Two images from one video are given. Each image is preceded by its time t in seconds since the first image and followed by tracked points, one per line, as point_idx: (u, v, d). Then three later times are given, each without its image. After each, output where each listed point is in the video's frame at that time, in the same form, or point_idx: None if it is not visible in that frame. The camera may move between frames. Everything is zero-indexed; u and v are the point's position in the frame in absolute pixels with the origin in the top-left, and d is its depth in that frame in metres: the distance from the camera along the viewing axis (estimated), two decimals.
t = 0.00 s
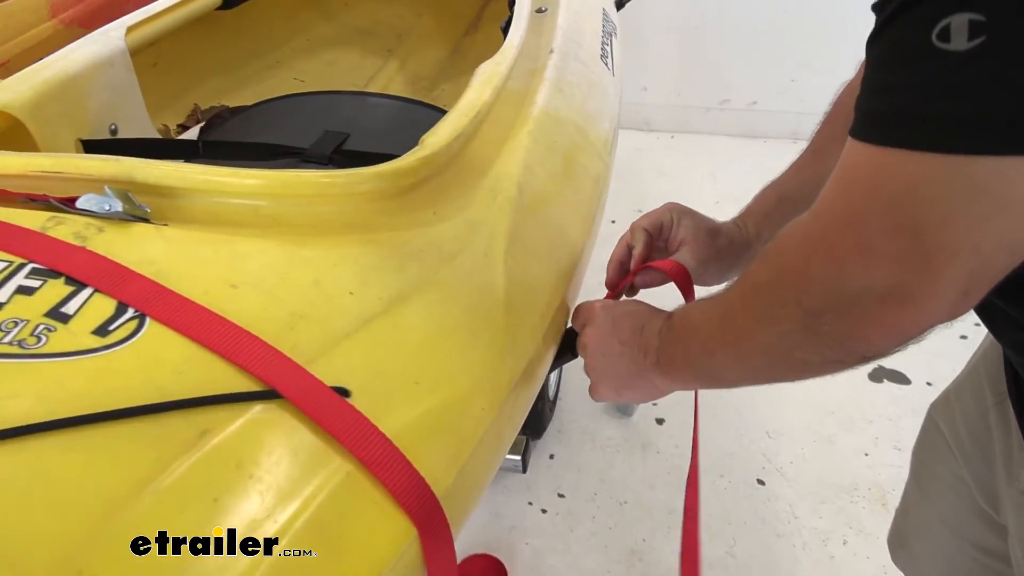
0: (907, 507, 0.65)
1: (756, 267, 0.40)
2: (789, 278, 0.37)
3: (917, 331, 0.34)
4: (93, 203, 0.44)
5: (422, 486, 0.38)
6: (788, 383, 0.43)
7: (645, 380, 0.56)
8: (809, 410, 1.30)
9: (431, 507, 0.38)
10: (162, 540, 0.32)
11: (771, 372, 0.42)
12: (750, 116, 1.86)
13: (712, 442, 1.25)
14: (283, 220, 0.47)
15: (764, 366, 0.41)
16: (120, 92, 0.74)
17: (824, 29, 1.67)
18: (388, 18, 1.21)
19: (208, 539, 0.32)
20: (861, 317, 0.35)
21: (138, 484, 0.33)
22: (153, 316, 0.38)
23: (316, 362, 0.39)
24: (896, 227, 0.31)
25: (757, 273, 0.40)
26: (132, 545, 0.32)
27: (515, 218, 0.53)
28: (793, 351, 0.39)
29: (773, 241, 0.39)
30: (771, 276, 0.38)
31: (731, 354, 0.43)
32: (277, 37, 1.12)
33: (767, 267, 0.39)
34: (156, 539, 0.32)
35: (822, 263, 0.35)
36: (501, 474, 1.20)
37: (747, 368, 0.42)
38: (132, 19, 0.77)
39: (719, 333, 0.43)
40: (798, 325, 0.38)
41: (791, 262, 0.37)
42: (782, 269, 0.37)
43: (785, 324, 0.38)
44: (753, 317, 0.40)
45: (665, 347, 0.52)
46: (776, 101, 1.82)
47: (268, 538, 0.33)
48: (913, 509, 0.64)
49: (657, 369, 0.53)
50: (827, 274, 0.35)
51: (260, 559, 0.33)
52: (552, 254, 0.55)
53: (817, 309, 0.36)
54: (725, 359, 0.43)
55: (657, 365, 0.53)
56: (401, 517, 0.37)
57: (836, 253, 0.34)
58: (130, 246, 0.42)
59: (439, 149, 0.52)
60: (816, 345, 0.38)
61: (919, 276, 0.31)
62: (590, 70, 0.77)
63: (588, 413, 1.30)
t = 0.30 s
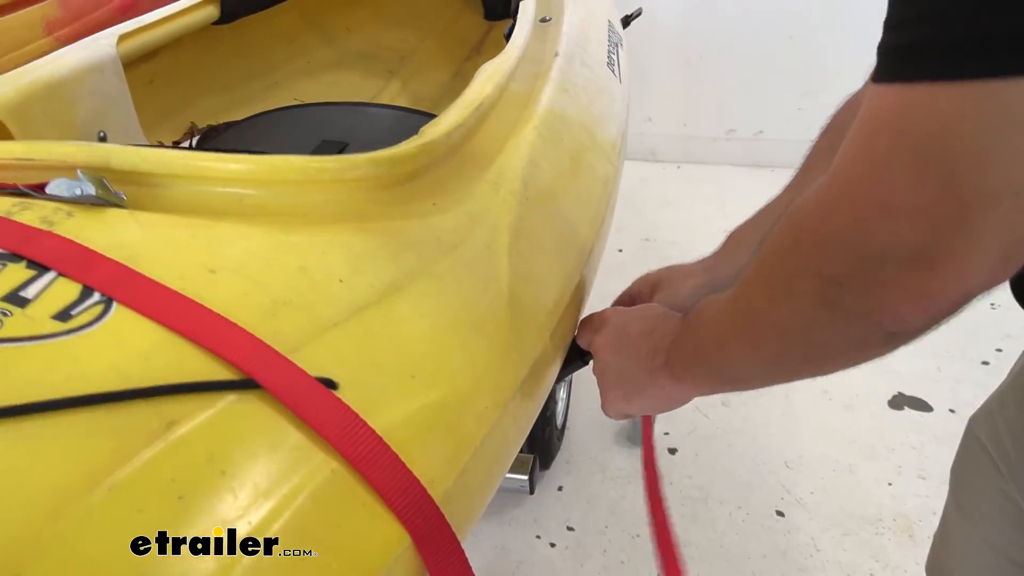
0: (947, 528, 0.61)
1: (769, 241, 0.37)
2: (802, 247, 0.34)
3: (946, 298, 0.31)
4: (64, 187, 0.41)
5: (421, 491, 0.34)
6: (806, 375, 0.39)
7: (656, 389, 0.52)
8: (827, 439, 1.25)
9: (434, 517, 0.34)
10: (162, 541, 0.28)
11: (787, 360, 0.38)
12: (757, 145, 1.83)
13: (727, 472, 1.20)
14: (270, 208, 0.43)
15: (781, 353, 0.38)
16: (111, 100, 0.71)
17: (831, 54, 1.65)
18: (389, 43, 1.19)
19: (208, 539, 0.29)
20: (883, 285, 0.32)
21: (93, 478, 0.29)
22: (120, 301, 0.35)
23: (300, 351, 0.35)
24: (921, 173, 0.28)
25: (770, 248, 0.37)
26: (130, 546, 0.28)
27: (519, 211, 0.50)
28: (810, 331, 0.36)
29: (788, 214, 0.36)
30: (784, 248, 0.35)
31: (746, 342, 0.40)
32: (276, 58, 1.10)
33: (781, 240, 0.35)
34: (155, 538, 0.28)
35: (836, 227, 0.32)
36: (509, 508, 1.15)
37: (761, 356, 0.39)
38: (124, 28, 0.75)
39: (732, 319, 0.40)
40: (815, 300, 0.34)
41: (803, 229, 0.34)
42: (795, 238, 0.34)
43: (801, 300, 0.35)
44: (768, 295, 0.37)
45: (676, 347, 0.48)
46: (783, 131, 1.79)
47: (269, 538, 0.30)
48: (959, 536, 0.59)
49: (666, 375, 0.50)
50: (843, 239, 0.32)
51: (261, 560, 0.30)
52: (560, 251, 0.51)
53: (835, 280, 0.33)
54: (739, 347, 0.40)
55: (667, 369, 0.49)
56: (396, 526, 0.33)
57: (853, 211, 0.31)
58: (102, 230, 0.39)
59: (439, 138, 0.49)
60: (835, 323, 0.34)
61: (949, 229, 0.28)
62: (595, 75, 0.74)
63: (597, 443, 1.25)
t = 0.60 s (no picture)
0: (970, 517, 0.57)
1: (791, 171, 0.35)
2: (831, 164, 0.31)
3: (997, 201, 0.29)
4: (18, 126, 0.37)
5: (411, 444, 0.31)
6: (842, 318, 0.36)
7: (673, 360, 0.49)
8: (834, 451, 1.21)
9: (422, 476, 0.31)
10: (162, 541, 0.25)
11: (822, 300, 0.36)
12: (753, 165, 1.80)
13: (732, 485, 1.16)
14: (242, 151, 0.40)
15: (815, 291, 0.35)
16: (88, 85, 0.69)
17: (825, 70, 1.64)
18: (383, 54, 1.06)
19: (209, 539, 0.25)
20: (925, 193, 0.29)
21: (27, 403, 0.25)
22: (71, 229, 0.32)
23: (269, 283, 0.32)
24: (968, 50, 0.26)
25: (793, 177, 0.34)
26: (128, 546, 0.24)
27: (510, 167, 0.47)
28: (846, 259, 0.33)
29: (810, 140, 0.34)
30: (811, 170, 0.33)
31: (775, 284, 0.37)
32: (266, 65, 1.00)
33: (805, 164, 0.33)
34: (154, 539, 0.25)
35: (869, 131, 0.29)
36: (508, 527, 1.10)
37: (793, 297, 0.37)
38: (104, 15, 0.72)
39: (756, 262, 0.38)
40: (850, 222, 0.32)
41: (830, 144, 0.31)
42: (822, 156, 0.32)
43: (836, 224, 0.33)
44: (796, 226, 0.34)
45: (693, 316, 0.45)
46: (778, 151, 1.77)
47: (270, 537, 0.27)
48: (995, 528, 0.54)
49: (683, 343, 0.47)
50: (878, 144, 0.29)
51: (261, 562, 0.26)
52: (555, 211, 0.48)
53: (871, 193, 0.30)
54: (768, 293, 0.38)
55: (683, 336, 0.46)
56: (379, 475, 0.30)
57: (887, 109, 0.28)
58: (56, 167, 0.36)
59: (425, 88, 0.46)
60: (874, 246, 0.32)
61: (1001, 113, 0.26)
62: (588, 57, 0.72)
63: (596, 459, 1.21)
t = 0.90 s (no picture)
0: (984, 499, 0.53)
1: (829, 117, 0.33)
2: (872, 101, 0.29)
3: None
4: None
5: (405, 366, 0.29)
6: (899, 268, 0.34)
7: (716, 342, 0.49)
8: (838, 460, 1.18)
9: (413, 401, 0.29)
10: (162, 540, 0.21)
11: (876, 251, 0.33)
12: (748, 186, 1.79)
13: (734, 494, 1.12)
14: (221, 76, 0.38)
15: (864, 246, 0.33)
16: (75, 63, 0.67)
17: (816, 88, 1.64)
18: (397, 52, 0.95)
19: (210, 538, 0.23)
20: (980, 125, 0.27)
21: None
22: (31, 125, 0.30)
23: (243, 182, 0.30)
24: None
25: (831, 124, 0.32)
26: (128, 545, 0.21)
27: (501, 110, 0.46)
28: (899, 207, 0.31)
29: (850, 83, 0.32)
30: (850, 113, 0.31)
31: (821, 240, 0.35)
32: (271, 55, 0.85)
33: (843, 111, 0.31)
34: (154, 539, 0.21)
35: (915, 57, 0.27)
36: (503, 537, 1.07)
37: (840, 251, 0.34)
38: None
39: (799, 222, 0.35)
40: (899, 165, 0.30)
41: (872, 81, 0.29)
42: (862, 94, 0.30)
43: (884, 171, 0.30)
44: (837, 175, 0.32)
45: (727, 299, 0.44)
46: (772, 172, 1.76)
47: (270, 536, 0.25)
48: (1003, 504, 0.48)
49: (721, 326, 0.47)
50: (925, 77, 0.27)
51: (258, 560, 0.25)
52: (549, 159, 0.47)
53: (922, 129, 0.28)
54: (815, 249, 0.35)
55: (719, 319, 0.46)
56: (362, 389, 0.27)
57: (936, 32, 0.26)
58: (22, 79, 0.34)
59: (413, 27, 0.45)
60: (928, 191, 0.30)
61: None
62: (581, 37, 0.71)
63: (594, 470, 1.18)
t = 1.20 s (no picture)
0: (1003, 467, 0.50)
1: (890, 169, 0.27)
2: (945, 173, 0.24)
3: None
4: None
5: (408, 277, 0.28)
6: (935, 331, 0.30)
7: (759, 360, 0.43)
8: (837, 462, 1.16)
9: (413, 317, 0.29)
10: (162, 541, 0.22)
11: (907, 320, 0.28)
12: (739, 205, 1.80)
13: (732, 496, 1.11)
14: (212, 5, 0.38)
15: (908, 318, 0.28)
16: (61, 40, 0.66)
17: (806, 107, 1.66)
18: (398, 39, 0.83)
19: (209, 538, 0.24)
20: None
21: None
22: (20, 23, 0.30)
23: (233, 79, 0.30)
24: None
25: (889, 179, 0.26)
26: (129, 547, 0.21)
27: (492, 55, 0.46)
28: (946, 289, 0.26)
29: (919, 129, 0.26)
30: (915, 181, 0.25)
31: (865, 305, 0.29)
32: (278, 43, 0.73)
33: (893, 182, 0.26)
34: (154, 539, 0.22)
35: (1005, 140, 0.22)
36: (497, 541, 1.04)
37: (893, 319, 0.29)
38: None
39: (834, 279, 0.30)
40: (960, 249, 0.25)
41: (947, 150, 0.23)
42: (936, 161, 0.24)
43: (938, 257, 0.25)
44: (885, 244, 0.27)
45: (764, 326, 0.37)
46: (765, 189, 1.77)
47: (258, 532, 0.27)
48: None
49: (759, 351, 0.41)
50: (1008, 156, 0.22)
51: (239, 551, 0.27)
52: (541, 106, 0.47)
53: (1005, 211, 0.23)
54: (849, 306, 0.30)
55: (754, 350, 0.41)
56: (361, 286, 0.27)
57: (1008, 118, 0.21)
58: None
59: None
60: (989, 275, 0.25)
61: None
62: (573, 17, 0.72)
63: (591, 475, 1.16)
